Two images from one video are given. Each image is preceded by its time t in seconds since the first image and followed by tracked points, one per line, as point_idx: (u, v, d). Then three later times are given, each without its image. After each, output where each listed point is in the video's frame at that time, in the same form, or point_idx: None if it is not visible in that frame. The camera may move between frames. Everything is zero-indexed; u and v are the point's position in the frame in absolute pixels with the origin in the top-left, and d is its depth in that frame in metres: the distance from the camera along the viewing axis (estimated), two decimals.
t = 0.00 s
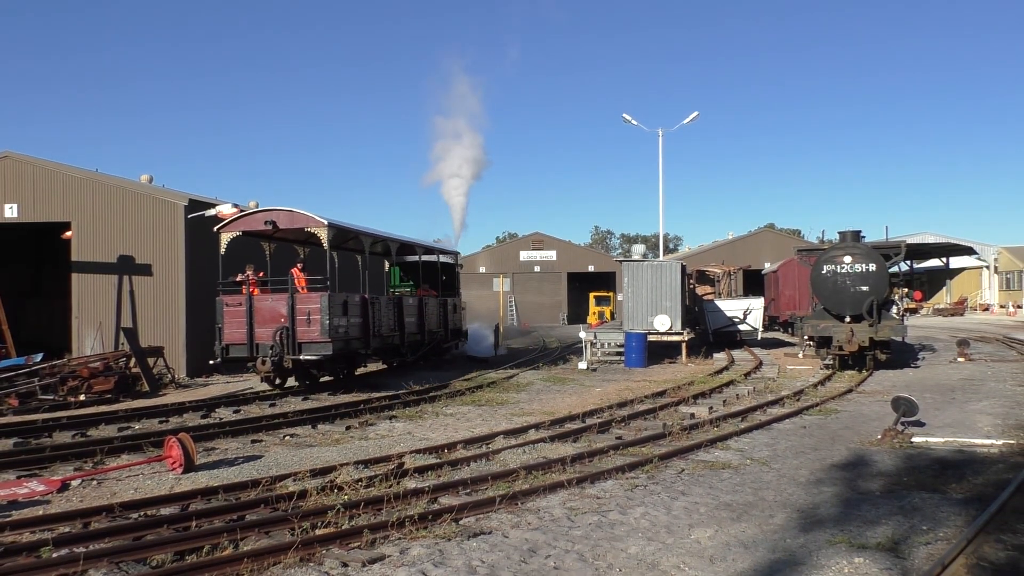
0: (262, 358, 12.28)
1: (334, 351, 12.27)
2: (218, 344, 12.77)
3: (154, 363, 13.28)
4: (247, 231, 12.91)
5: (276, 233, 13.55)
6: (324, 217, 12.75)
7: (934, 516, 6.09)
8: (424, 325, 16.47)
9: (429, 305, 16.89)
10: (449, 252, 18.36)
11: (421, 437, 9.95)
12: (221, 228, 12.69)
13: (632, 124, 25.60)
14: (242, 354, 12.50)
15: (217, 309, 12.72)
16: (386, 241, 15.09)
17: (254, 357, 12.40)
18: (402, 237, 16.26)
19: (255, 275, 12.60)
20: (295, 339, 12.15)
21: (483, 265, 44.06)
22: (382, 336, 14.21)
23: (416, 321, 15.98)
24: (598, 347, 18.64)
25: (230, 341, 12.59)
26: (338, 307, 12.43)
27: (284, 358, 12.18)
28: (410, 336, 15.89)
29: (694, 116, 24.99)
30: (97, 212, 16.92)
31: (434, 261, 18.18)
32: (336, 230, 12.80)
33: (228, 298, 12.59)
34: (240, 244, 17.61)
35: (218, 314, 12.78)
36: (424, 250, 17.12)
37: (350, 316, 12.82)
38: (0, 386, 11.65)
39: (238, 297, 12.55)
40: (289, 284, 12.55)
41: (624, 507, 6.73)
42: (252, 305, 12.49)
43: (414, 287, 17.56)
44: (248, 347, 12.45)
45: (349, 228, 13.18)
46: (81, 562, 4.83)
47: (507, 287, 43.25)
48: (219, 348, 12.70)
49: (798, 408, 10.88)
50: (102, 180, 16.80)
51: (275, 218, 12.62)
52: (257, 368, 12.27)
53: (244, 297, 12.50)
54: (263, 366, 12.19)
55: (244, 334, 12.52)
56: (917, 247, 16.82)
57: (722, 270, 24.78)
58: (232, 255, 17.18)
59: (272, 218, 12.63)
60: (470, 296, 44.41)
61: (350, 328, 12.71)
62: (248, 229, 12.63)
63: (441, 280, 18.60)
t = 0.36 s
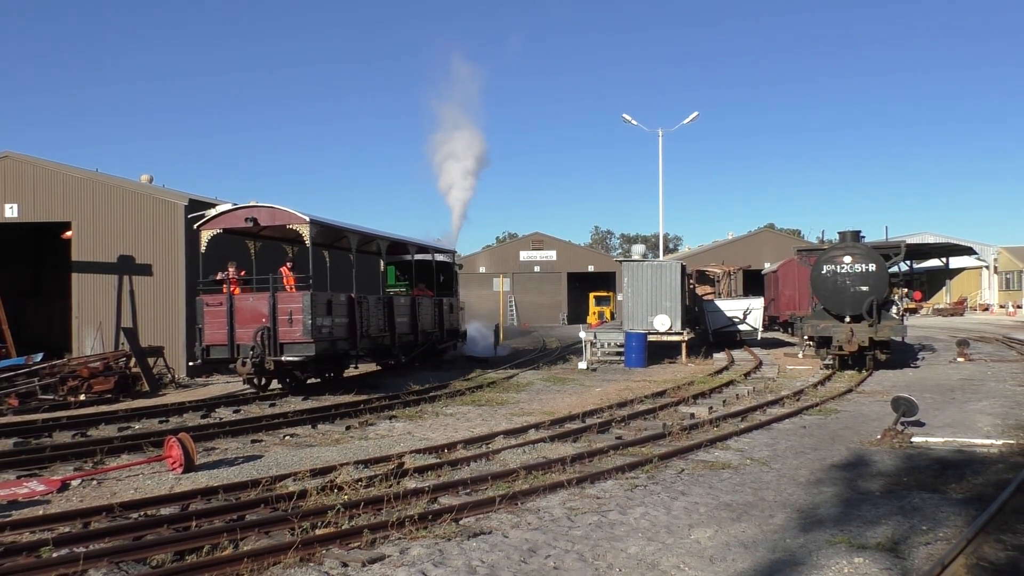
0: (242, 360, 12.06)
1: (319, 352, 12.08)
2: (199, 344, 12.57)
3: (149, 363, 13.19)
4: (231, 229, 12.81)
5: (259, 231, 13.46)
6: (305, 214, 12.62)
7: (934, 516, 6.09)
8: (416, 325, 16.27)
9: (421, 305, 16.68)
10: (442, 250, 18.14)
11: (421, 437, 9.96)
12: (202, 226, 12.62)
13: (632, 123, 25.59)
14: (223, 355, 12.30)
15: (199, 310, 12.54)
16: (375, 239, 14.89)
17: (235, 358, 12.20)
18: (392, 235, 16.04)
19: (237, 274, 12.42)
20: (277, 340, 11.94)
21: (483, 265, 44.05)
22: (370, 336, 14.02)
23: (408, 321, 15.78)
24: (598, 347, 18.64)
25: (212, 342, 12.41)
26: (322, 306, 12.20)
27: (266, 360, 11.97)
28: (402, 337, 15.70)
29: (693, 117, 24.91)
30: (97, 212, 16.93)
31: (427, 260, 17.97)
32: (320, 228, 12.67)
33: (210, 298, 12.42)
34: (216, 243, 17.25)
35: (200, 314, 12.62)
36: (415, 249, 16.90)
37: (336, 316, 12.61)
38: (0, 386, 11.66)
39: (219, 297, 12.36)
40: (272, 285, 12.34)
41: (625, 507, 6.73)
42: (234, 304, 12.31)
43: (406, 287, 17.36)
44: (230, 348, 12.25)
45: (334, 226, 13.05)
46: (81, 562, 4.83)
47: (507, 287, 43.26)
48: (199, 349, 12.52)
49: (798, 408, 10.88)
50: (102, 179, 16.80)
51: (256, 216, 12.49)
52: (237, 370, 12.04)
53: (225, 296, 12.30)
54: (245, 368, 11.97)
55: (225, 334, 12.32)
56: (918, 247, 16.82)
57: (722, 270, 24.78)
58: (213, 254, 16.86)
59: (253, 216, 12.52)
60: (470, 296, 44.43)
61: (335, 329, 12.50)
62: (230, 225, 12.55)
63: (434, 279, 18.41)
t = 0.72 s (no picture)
0: (222, 362, 11.64)
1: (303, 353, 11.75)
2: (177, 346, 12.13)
3: (148, 364, 13.10)
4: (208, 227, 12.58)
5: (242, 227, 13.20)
6: (286, 210, 12.36)
7: (934, 516, 6.09)
8: (408, 324, 15.93)
9: (415, 304, 16.34)
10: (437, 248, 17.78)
11: (421, 437, 9.97)
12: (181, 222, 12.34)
13: (631, 124, 25.62)
14: (202, 357, 11.88)
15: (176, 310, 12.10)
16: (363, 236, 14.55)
17: (214, 360, 11.77)
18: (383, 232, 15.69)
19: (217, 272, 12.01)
20: (257, 342, 11.50)
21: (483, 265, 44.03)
22: (359, 336, 13.68)
23: (400, 321, 15.43)
24: (598, 347, 18.65)
25: (190, 343, 11.99)
26: (304, 306, 11.83)
27: (245, 362, 11.52)
28: (393, 337, 15.36)
29: (693, 116, 24.77)
30: (97, 212, 16.92)
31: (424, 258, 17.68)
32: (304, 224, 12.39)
33: (188, 297, 11.99)
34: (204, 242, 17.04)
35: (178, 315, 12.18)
36: (407, 246, 16.54)
37: (321, 315, 12.27)
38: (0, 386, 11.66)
39: (198, 297, 11.94)
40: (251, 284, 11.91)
41: (625, 507, 6.73)
42: (212, 303, 11.87)
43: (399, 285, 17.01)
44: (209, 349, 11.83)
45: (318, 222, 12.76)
46: (81, 562, 4.82)
47: (508, 287, 43.28)
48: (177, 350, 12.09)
49: (798, 408, 10.89)
50: (102, 179, 16.79)
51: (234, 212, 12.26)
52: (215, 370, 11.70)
53: (203, 296, 11.87)
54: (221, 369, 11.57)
55: (204, 335, 11.90)
56: (918, 247, 16.82)
57: (722, 270, 24.78)
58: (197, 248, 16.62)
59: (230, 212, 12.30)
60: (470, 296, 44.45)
61: (320, 328, 12.15)
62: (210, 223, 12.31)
63: (429, 278, 18.06)
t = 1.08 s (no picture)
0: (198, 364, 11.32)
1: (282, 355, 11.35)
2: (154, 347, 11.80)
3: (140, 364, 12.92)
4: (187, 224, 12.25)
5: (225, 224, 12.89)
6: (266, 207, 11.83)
7: (934, 516, 6.09)
8: (400, 325, 15.53)
9: (407, 304, 15.95)
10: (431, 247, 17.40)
11: (421, 437, 9.97)
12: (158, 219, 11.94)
13: (632, 124, 25.76)
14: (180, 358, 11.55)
15: (154, 310, 11.79)
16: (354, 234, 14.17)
17: (191, 362, 11.42)
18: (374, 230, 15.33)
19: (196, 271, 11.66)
20: (235, 343, 11.16)
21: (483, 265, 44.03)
22: (345, 338, 13.27)
23: (390, 322, 15.04)
24: (598, 347, 18.66)
25: (168, 344, 11.67)
26: (285, 306, 11.43)
27: (223, 364, 11.20)
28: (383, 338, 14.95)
29: (693, 117, 25.01)
30: (97, 212, 16.92)
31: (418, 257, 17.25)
32: (290, 222, 12.05)
33: (165, 297, 11.66)
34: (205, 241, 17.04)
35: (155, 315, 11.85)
36: (399, 245, 16.15)
37: (303, 316, 11.88)
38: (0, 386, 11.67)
39: (174, 297, 11.61)
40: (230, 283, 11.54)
41: (625, 507, 6.73)
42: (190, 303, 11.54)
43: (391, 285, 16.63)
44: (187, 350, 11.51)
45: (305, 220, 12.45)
46: (81, 562, 4.82)
47: (508, 287, 43.30)
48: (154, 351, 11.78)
49: (798, 408, 10.89)
50: (102, 180, 16.81)
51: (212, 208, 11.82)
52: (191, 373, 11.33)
53: (180, 295, 11.53)
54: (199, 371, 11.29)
55: (181, 336, 11.57)
56: (918, 247, 16.81)
57: (722, 270, 24.77)
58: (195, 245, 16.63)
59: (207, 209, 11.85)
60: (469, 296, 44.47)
61: (302, 329, 11.75)
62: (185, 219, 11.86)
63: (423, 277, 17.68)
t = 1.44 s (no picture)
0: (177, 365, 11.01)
1: (263, 357, 10.98)
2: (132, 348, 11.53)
3: (124, 366, 12.69)
4: (168, 224, 11.92)
5: (208, 223, 12.50)
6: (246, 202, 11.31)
7: (936, 517, 6.08)
8: (392, 325, 15.15)
9: (400, 304, 15.58)
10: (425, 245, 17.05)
11: (422, 437, 9.96)
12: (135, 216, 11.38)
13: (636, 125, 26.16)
14: (158, 359, 11.26)
15: (132, 310, 11.52)
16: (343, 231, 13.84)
17: (169, 363, 11.13)
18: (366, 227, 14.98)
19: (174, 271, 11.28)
20: (214, 344, 10.79)
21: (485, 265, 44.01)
22: (332, 338, 12.90)
23: (382, 322, 14.66)
24: (600, 348, 18.65)
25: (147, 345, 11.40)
26: (267, 305, 11.05)
27: (202, 366, 10.86)
28: (373, 338, 14.57)
29: (699, 116, 27.19)
30: (99, 212, 16.96)
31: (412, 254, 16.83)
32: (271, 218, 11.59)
33: (143, 296, 11.34)
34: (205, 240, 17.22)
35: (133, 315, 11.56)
36: (391, 243, 15.78)
37: (286, 316, 11.50)
38: (3, 386, 11.70)
39: (152, 296, 11.27)
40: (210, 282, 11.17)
41: (627, 507, 6.73)
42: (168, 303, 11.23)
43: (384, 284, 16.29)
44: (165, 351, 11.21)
45: (289, 217, 12.12)
46: (83, 562, 4.83)
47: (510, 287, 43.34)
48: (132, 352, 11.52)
49: (800, 408, 10.88)
50: (105, 180, 16.87)
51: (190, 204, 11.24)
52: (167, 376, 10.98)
53: (158, 295, 11.20)
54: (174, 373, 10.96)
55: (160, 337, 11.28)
56: (921, 246, 16.78)
57: (724, 270, 24.76)
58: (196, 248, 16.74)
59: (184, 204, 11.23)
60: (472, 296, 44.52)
61: (285, 329, 11.38)
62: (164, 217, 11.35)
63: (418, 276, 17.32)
